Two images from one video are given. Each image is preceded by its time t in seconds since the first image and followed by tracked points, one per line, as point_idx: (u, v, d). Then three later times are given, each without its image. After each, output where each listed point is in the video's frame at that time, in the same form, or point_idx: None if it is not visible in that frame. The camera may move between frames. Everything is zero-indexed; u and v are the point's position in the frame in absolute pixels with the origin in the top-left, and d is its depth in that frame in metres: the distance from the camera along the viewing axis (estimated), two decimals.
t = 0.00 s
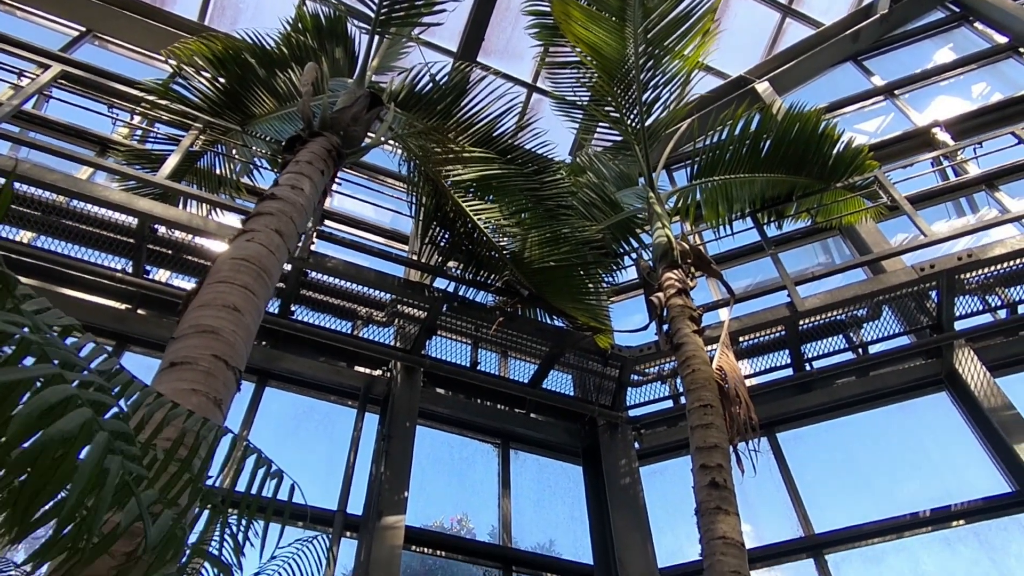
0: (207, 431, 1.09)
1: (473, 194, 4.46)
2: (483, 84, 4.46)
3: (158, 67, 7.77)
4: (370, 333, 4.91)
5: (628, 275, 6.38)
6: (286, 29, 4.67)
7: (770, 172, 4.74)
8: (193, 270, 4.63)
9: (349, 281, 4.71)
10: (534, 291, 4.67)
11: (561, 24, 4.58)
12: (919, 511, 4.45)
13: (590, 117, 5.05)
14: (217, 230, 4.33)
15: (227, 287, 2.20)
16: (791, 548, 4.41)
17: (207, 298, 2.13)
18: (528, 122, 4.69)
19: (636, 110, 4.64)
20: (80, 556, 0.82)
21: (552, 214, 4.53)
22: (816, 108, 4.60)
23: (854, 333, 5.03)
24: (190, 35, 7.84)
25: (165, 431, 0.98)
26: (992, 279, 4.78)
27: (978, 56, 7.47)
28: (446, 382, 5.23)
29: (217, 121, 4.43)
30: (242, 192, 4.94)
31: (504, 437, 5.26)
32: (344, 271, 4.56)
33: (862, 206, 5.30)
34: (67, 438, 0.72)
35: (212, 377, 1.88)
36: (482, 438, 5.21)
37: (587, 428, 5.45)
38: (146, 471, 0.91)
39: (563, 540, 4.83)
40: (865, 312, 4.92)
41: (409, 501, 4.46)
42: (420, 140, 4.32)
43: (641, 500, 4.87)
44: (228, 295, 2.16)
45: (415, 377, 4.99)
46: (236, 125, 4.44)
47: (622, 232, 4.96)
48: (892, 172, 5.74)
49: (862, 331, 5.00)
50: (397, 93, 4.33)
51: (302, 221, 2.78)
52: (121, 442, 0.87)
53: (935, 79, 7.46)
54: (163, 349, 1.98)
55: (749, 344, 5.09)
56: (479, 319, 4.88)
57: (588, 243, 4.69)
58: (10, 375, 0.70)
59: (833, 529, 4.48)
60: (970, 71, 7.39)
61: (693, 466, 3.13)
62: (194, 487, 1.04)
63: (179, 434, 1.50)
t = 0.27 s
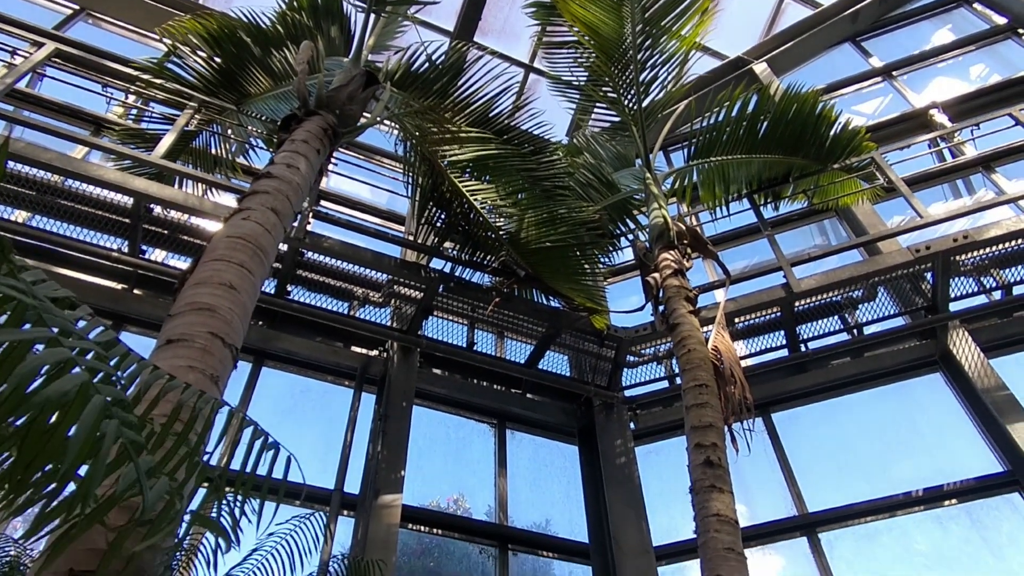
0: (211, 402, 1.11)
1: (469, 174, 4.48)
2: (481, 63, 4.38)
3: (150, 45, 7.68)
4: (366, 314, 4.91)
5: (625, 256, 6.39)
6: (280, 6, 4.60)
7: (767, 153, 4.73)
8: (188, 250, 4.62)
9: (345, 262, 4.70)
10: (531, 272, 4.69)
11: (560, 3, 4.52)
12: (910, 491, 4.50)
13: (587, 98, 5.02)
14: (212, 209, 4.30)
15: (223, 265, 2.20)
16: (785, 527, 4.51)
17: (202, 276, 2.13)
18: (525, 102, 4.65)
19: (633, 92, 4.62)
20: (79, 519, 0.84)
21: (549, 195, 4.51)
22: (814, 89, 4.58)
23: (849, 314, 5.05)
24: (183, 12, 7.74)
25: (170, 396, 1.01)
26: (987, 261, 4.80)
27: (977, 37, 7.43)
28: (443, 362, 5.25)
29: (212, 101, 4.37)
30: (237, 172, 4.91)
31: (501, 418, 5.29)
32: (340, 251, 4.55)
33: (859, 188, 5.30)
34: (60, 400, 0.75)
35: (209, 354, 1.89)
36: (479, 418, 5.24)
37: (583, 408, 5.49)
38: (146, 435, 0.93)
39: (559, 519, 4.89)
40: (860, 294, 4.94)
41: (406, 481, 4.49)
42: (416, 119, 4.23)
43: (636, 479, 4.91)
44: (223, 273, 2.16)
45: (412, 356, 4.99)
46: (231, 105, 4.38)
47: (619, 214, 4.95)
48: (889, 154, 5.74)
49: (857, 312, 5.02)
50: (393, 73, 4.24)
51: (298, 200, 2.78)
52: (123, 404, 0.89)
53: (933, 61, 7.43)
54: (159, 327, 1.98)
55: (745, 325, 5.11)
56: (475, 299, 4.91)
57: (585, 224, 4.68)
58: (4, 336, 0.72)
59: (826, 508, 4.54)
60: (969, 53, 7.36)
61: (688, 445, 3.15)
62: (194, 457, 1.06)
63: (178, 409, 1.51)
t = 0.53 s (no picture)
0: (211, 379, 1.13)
1: (468, 157, 4.42)
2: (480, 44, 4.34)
3: (147, 26, 7.61)
4: (365, 297, 4.92)
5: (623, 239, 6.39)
6: None
7: (766, 136, 4.72)
8: (187, 233, 4.62)
9: (343, 245, 4.70)
10: (530, 255, 4.68)
11: None
12: (906, 472, 4.53)
13: (586, 80, 4.98)
14: (211, 192, 4.29)
15: (220, 245, 2.20)
16: (781, 507, 4.56)
17: (200, 257, 2.13)
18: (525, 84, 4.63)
19: (633, 74, 4.60)
20: (80, 485, 0.85)
21: (548, 177, 4.51)
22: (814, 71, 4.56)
23: (847, 297, 5.07)
24: None
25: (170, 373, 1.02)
26: (985, 245, 4.82)
27: (979, 19, 7.38)
28: (442, 345, 5.27)
29: (209, 82, 4.36)
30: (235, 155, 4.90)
31: (499, 400, 5.32)
32: (339, 234, 4.54)
33: (858, 171, 5.29)
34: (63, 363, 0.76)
35: (208, 334, 1.89)
36: (477, 401, 5.27)
37: (581, 391, 5.52)
38: (145, 408, 0.94)
39: (557, 500, 4.93)
40: (858, 277, 4.96)
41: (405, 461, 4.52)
42: (414, 100, 4.23)
43: (633, 460, 4.95)
44: (221, 254, 2.16)
45: (411, 339, 5.05)
46: (228, 86, 4.39)
47: (618, 197, 4.94)
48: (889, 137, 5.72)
49: (855, 295, 5.04)
50: (391, 54, 4.22)
51: (295, 181, 2.77)
52: (122, 374, 0.90)
53: (935, 43, 7.38)
54: (158, 307, 1.98)
55: (743, 308, 5.14)
56: (474, 282, 4.92)
57: (584, 207, 4.67)
58: (9, 302, 0.73)
59: (822, 489, 4.58)
60: (970, 35, 7.31)
61: (685, 426, 3.17)
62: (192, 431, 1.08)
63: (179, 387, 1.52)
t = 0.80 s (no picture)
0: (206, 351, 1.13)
1: (466, 140, 4.41)
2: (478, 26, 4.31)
3: (142, 8, 7.55)
4: (363, 281, 4.93)
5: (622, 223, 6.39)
6: None
7: (765, 119, 4.70)
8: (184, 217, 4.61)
9: (341, 229, 4.70)
10: (528, 239, 4.69)
11: None
12: (901, 455, 4.56)
13: (586, 63, 4.95)
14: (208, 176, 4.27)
15: (216, 226, 2.20)
16: (777, 490, 4.61)
17: (196, 238, 2.13)
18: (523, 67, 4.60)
19: (632, 58, 4.57)
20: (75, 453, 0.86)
21: (546, 160, 4.52)
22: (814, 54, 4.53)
23: (845, 281, 5.08)
24: None
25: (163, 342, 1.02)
26: (983, 229, 4.82)
27: (981, 2, 7.33)
28: (440, 329, 5.29)
29: (206, 65, 4.33)
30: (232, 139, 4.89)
31: (497, 384, 5.34)
32: (336, 218, 4.54)
33: (857, 154, 5.27)
34: (55, 314, 0.77)
35: (204, 313, 1.90)
36: (475, 384, 5.29)
37: (579, 375, 5.54)
38: (138, 371, 0.95)
39: (554, 483, 4.96)
40: (856, 262, 4.97)
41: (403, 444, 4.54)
42: (412, 82, 4.20)
43: (631, 444, 4.98)
44: (217, 235, 2.16)
45: (409, 323, 5.08)
46: (225, 69, 4.36)
47: (616, 180, 4.94)
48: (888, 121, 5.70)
49: (853, 280, 5.05)
50: (388, 36, 4.16)
51: (291, 163, 2.77)
52: (118, 343, 0.91)
53: (937, 26, 7.33)
54: (154, 287, 1.98)
55: (740, 293, 5.15)
56: (472, 267, 4.93)
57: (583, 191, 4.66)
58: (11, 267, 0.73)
59: (818, 472, 4.62)
60: (972, 18, 7.26)
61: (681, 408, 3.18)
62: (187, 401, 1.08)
63: (178, 364, 1.52)
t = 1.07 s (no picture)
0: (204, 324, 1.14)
1: (463, 123, 4.39)
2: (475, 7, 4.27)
3: None
4: (360, 264, 4.93)
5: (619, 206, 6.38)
6: None
7: (764, 101, 4.68)
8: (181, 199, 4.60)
9: (338, 211, 4.69)
10: (525, 221, 4.69)
11: None
12: (896, 436, 4.60)
13: (584, 45, 4.91)
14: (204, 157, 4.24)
15: (212, 205, 2.20)
16: (772, 471, 4.65)
17: (193, 217, 2.13)
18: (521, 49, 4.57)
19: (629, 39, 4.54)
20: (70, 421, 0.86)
21: (543, 143, 4.50)
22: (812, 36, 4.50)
23: (841, 264, 5.10)
24: None
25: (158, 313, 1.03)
26: (980, 212, 4.83)
27: None
28: (437, 312, 5.30)
29: (201, 46, 4.29)
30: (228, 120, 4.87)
31: (495, 366, 5.36)
32: (333, 200, 4.53)
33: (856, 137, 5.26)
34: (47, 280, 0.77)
35: (201, 292, 1.90)
36: (473, 367, 5.32)
37: (576, 357, 5.57)
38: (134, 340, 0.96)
39: (552, 464, 5.00)
40: (853, 244, 4.98)
41: (401, 426, 4.57)
42: (408, 64, 4.16)
43: (628, 425, 5.01)
44: (213, 214, 2.16)
45: (407, 305, 5.04)
46: (220, 50, 4.32)
47: (614, 163, 4.92)
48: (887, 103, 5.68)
49: (849, 263, 5.06)
50: (384, 17, 4.11)
51: (287, 143, 2.76)
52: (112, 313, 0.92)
53: (937, 7, 7.27)
54: (150, 266, 1.98)
55: (737, 276, 5.17)
56: (469, 249, 4.90)
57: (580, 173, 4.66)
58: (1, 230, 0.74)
59: (813, 453, 4.66)
60: None
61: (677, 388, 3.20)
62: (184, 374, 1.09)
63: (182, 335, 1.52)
